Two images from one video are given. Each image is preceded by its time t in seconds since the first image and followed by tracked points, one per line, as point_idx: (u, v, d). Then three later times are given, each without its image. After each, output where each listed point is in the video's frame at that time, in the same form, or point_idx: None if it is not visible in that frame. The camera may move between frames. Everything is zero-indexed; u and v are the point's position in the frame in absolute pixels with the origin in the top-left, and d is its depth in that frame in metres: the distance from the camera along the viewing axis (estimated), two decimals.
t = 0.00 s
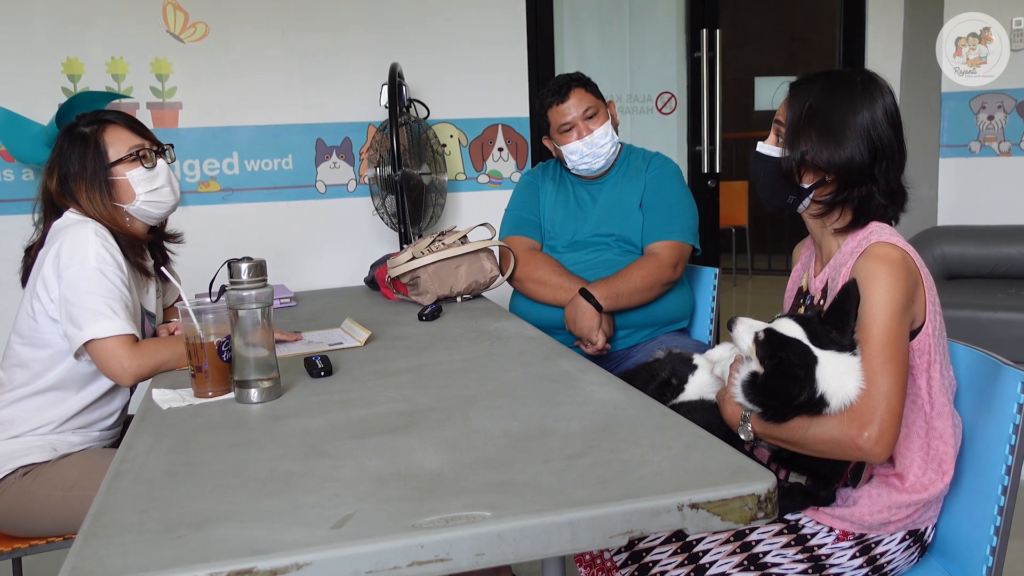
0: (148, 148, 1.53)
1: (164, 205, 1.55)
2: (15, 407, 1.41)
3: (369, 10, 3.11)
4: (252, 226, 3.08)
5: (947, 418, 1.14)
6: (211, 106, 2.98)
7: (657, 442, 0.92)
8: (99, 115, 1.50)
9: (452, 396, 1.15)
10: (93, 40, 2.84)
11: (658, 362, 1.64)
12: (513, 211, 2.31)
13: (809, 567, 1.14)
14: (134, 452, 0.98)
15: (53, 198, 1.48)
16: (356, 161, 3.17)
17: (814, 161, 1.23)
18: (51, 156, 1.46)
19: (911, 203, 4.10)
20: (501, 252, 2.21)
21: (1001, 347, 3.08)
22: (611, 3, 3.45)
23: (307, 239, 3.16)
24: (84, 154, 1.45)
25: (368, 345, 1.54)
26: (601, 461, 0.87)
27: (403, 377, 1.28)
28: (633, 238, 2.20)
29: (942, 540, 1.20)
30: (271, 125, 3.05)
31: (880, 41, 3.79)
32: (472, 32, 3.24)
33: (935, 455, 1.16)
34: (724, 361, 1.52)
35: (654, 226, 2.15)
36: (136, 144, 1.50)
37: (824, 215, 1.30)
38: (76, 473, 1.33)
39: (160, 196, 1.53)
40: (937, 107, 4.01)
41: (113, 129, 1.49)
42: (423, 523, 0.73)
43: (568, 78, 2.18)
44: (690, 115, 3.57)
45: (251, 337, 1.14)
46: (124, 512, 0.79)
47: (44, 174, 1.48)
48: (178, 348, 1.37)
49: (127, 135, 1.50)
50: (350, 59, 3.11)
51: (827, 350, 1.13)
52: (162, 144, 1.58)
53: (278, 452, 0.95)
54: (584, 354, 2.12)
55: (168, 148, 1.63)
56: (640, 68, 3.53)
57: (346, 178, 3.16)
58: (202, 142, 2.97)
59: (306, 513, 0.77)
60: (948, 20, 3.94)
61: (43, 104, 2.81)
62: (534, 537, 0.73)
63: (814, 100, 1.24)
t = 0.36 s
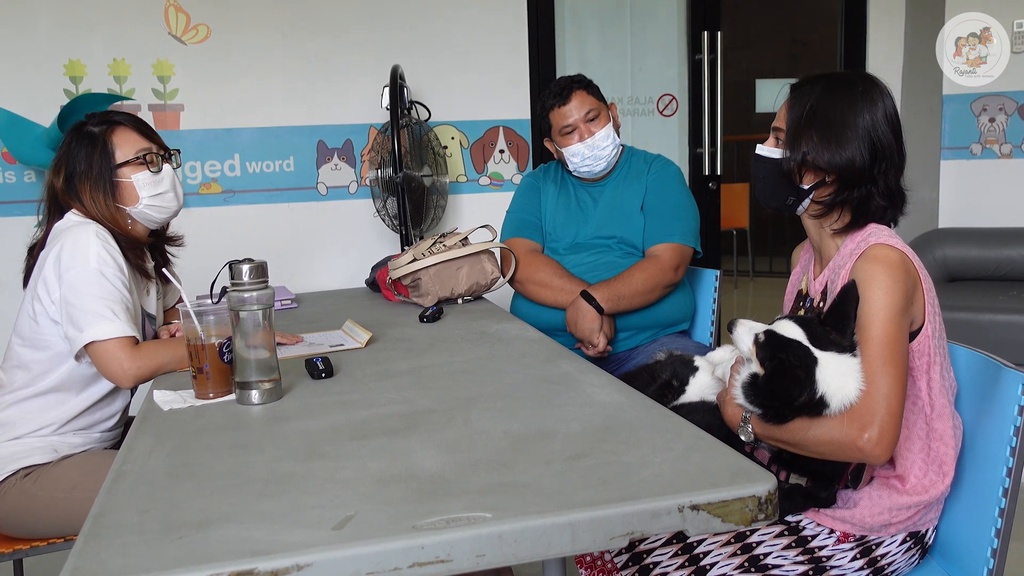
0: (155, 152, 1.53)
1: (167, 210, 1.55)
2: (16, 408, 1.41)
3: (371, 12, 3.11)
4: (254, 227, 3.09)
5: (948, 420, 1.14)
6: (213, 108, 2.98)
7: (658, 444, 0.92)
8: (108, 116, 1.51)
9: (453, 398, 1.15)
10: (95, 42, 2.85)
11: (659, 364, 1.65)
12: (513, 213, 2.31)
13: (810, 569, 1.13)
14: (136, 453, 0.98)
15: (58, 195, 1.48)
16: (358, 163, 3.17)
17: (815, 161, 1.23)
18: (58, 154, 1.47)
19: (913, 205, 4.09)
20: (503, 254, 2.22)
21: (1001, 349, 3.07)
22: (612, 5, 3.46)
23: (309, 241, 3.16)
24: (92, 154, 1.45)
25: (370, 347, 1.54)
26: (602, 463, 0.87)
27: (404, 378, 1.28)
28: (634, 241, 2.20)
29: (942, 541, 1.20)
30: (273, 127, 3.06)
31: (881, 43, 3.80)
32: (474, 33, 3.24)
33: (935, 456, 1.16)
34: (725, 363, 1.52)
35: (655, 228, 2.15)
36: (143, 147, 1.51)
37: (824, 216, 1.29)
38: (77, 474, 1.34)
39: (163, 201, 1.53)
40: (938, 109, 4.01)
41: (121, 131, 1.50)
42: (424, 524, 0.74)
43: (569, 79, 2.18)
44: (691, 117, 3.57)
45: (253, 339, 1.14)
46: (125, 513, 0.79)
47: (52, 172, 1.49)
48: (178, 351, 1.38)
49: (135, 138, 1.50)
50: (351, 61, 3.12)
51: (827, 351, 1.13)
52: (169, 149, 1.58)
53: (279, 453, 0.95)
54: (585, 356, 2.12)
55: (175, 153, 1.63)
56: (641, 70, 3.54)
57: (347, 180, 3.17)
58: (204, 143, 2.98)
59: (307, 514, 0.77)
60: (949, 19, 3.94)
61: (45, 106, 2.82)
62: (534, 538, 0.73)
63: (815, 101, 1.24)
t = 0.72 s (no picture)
0: (177, 167, 1.54)
1: (172, 224, 1.55)
2: (16, 411, 1.41)
3: (371, 15, 3.12)
4: (254, 230, 3.09)
5: (950, 423, 1.14)
6: (213, 111, 2.98)
7: (657, 447, 0.92)
8: (139, 121, 1.52)
9: (453, 401, 1.15)
10: (96, 44, 2.85)
11: (659, 367, 1.64)
12: (514, 216, 2.31)
13: (809, 572, 1.14)
14: (135, 456, 0.98)
15: (73, 188, 1.48)
16: (358, 166, 3.17)
17: (830, 163, 1.23)
18: (85, 147, 1.47)
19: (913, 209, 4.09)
20: (503, 257, 2.21)
21: (1002, 353, 3.07)
22: (612, 8, 3.46)
23: (309, 243, 3.17)
24: (116, 154, 1.46)
25: (370, 350, 1.54)
26: (602, 466, 0.87)
27: (404, 381, 1.28)
28: (634, 244, 2.20)
29: (943, 546, 1.19)
30: (273, 129, 3.06)
31: (883, 49, 3.82)
32: (474, 36, 3.25)
33: (937, 460, 1.15)
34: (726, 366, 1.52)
35: (655, 231, 2.15)
36: (166, 160, 1.52)
37: (838, 218, 1.29)
38: (77, 476, 1.34)
39: (170, 216, 1.53)
40: (938, 112, 4.02)
41: (149, 139, 1.51)
42: (423, 527, 0.73)
43: (573, 82, 2.18)
44: (691, 121, 3.58)
45: (252, 343, 1.14)
46: (124, 516, 0.79)
47: (75, 165, 1.48)
48: (179, 355, 1.36)
49: (160, 149, 1.51)
50: (352, 64, 3.12)
51: (832, 351, 1.12)
52: (191, 167, 1.59)
53: (279, 455, 0.95)
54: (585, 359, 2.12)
55: (195, 170, 1.64)
56: (642, 73, 3.54)
57: (347, 182, 3.17)
58: (204, 146, 2.98)
59: (307, 517, 0.77)
60: (949, 20, 3.93)
61: (46, 108, 2.83)
62: (534, 541, 0.73)
63: (828, 103, 1.24)
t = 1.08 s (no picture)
0: (173, 168, 1.54)
1: (170, 226, 1.55)
2: (15, 413, 1.41)
3: (372, 18, 3.12)
4: (254, 232, 3.09)
5: (948, 426, 1.14)
6: (213, 113, 2.99)
7: (657, 450, 0.92)
8: (134, 123, 1.52)
9: (453, 403, 1.15)
10: (96, 47, 2.86)
11: (657, 370, 1.63)
12: (514, 217, 2.31)
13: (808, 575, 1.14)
14: (135, 458, 0.98)
15: (69, 191, 1.48)
16: (358, 168, 3.18)
17: (839, 161, 1.23)
18: (81, 151, 1.48)
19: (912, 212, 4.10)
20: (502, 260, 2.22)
21: (1001, 356, 3.07)
22: (612, 11, 3.46)
23: (309, 245, 3.17)
24: (111, 158, 1.46)
25: (369, 352, 1.54)
26: (602, 469, 0.87)
27: (404, 384, 1.28)
28: (633, 247, 2.21)
29: (942, 549, 1.20)
30: (273, 132, 3.06)
31: (883, 52, 3.86)
32: (474, 39, 3.25)
33: (935, 462, 1.15)
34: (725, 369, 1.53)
35: (655, 233, 2.15)
36: (161, 162, 1.52)
37: (839, 217, 1.30)
38: (77, 478, 1.34)
39: (168, 218, 1.53)
40: (938, 115, 4.03)
41: (144, 142, 1.51)
42: (422, 530, 0.74)
43: (579, 83, 2.19)
44: (691, 123, 3.59)
45: (251, 345, 1.14)
46: (124, 518, 0.79)
47: (70, 169, 1.49)
48: (178, 357, 1.36)
49: (155, 151, 1.52)
50: (352, 66, 3.12)
51: (832, 357, 1.12)
52: (188, 168, 1.59)
53: (279, 457, 0.95)
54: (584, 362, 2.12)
55: (192, 171, 1.64)
56: (642, 75, 3.54)
57: (347, 185, 3.17)
58: (204, 148, 2.99)
59: (307, 519, 0.78)
60: (949, 20, 3.95)
61: (47, 111, 2.83)
62: (533, 544, 0.73)
63: (841, 103, 1.24)
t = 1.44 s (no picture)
0: (166, 167, 1.54)
1: (169, 225, 1.56)
2: (15, 415, 1.41)
3: (371, 20, 3.13)
4: (252, 234, 3.09)
5: (944, 427, 1.15)
6: (212, 115, 2.99)
7: (656, 452, 0.93)
8: (125, 125, 1.52)
9: (451, 405, 1.15)
10: (95, 49, 2.86)
11: (655, 372, 1.64)
12: (513, 220, 2.32)
13: None
14: (134, 460, 0.98)
15: (64, 198, 1.48)
16: (356, 170, 3.18)
17: (831, 162, 1.24)
18: (73, 155, 1.48)
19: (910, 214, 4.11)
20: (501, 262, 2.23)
21: (998, 358, 3.08)
22: (610, 13, 3.47)
23: (308, 248, 3.17)
24: (104, 161, 1.46)
25: (368, 354, 1.54)
26: (600, 471, 0.87)
27: (402, 386, 1.28)
28: (632, 249, 2.21)
29: (939, 550, 1.20)
30: (271, 134, 3.07)
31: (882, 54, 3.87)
32: (473, 41, 3.26)
33: (932, 463, 1.16)
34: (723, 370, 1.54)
35: (654, 236, 2.15)
36: (155, 161, 1.52)
37: (835, 218, 1.29)
38: (75, 480, 1.34)
39: (166, 217, 1.53)
40: (936, 117, 4.03)
41: (135, 142, 1.51)
42: (421, 532, 0.74)
43: (580, 85, 2.19)
44: (690, 126, 3.60)
45: (250, 345, 1.14)
46: (123, 520, 0.80)
47: (64, 175, 1.49)
48: (177, 359, 1.36)
49: (148, 151, 1.51)
50: (351, 68, 3.13)
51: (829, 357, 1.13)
52: (182, 165, 1.60)
53: (278, 459, 0.95)
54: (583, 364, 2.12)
55: (186, 168, 1.65)
56: (640, 78, 3.55)
57: (346, 187, 3.17)
58: (203, 150, 2.99)
59: (306, 521, 0.78)
60: (949, 21, 3.96)
61: (45, 113, 2.83)
62: (532, 546, 0.73)
63: (830, 106, 1.25)
